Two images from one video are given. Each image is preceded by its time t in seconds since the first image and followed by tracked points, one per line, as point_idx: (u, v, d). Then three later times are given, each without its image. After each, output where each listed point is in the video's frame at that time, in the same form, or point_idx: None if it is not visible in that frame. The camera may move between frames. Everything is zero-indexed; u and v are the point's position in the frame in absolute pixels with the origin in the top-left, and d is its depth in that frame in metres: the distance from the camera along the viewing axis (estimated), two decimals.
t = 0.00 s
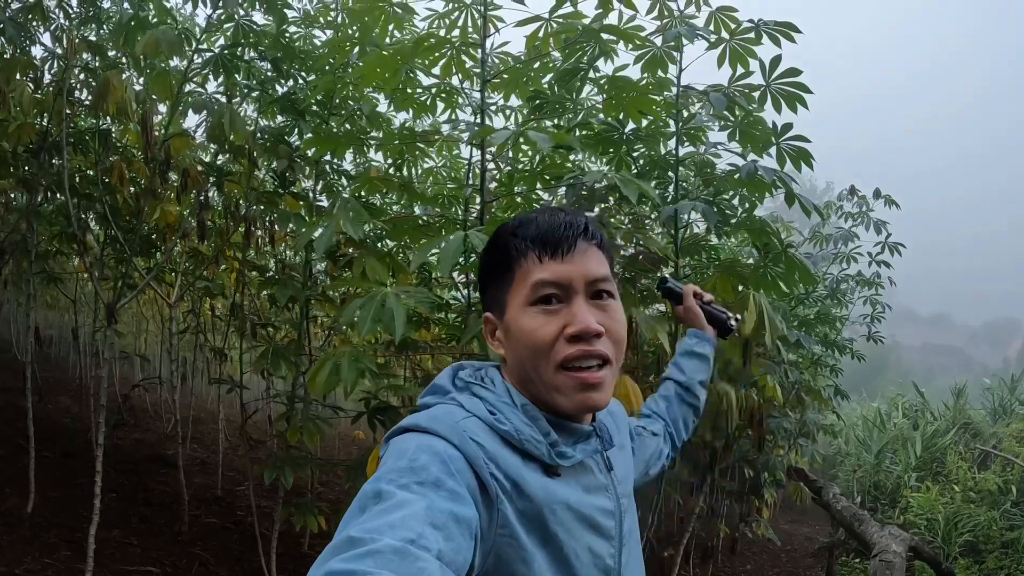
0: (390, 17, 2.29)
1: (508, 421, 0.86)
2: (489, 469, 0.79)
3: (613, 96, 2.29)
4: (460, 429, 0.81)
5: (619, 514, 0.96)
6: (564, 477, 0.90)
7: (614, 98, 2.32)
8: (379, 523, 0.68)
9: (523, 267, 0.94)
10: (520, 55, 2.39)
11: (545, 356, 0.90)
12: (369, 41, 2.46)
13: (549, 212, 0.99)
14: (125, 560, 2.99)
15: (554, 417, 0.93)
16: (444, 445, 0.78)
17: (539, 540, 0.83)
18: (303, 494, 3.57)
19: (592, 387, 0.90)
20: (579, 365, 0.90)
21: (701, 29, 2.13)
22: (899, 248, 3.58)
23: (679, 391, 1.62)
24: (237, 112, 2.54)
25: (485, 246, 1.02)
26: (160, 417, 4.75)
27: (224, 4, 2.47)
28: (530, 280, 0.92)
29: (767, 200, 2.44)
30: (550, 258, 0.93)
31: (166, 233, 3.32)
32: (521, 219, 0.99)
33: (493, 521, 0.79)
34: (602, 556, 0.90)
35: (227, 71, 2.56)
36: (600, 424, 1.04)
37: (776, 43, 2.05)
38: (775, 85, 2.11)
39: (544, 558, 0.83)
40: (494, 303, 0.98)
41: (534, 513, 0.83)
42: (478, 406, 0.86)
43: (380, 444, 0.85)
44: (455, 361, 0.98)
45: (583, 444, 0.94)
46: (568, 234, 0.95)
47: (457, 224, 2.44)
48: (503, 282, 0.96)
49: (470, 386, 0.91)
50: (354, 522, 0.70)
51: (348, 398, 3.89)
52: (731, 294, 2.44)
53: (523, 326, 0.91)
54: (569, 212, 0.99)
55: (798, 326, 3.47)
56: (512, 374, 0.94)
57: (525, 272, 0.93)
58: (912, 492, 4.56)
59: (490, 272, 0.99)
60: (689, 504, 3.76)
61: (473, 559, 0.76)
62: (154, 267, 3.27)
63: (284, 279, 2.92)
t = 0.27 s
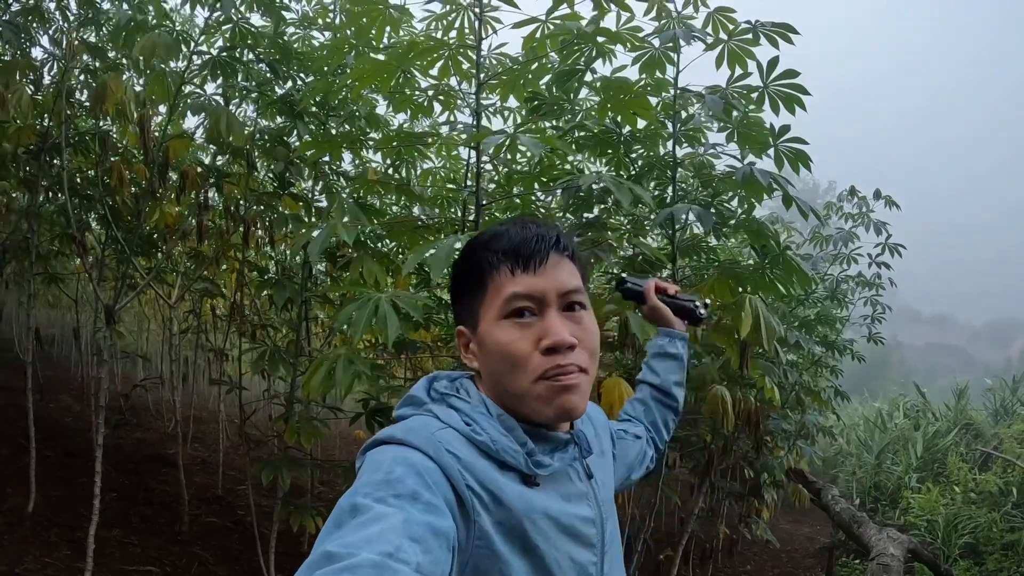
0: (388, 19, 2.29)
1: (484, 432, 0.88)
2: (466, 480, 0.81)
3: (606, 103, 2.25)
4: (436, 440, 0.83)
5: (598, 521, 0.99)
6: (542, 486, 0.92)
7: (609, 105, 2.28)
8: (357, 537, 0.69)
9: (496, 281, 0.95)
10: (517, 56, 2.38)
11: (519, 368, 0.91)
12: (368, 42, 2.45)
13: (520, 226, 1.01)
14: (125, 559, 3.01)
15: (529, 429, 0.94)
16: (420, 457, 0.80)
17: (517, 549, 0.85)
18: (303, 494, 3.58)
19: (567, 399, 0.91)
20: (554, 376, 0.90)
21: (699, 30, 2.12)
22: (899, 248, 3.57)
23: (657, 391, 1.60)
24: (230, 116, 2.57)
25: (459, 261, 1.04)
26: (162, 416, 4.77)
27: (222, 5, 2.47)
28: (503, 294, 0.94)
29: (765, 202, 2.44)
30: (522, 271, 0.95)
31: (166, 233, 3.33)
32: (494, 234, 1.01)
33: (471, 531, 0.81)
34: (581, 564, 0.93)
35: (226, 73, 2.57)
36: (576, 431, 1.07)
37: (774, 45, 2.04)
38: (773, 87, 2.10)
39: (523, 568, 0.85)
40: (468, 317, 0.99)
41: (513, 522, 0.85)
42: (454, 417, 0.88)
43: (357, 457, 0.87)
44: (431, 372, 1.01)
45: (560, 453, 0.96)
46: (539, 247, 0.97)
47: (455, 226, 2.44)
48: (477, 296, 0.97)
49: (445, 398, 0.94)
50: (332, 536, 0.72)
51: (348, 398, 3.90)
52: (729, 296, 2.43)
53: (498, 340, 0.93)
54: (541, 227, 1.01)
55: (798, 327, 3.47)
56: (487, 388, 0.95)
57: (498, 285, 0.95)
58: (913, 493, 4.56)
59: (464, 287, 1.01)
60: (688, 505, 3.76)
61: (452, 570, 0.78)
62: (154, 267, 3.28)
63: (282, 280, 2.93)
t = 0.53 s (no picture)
0: (390, 18, 2.29)
1: (481, 436, 0.89)
2: (462, 484, 0.82)
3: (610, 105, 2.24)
4: (433, 444, 0.83)
5: (594, 526, 0.99)
6: (539, 491, 0.93)
7: (612, 106, 2.27)
8: (353, 540, 0.69)
9: (493, 284, 0.96)
10: (520, 56, 2.38)
11: (515, 373, 0.92)
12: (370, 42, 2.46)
13: (519, 228, 1.02)
14: (128, 557, 3.02)
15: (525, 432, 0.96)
16: (417, 461, 0.81)
17: (514, 554, 0.86)
18: (306, 492, 3.60)
19: (562, 404, 0.92)
20: (549, 381, 0.91)
21: (702, 31, 2.12)
22: (902, 248, 3.57)
23: (655, 393, 1.60)
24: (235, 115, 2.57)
25: (457, 262, 1.05)
26: (165, 414, 4.79)
27: (225, 5, 2.48)
28: (499, 298, 0.94)
29: (767, 202, 2.44)
30: (519, 276, 0.95)
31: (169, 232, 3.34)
32: (492, 235, 1.01)
33: (467, 535, 0.82)
34: (578, 569, 0.93)
35: (229, 72, 2.58)
36: (574, 435, 1.08)
37: (776, 45, 2.04)
38: (776, 87, 2.10)
39: (520, 573, 0.85)
40: (465, 319, 1.00)
41: (509, 527, 0.85)
42: (451, 422, 0.89)
43: (354, 461, 0.88)
44: (429, 376, 1.02)
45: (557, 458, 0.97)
46: (536, 251, 0.97)
47: (458, 225, 2.44)
48: (475, 299, 0.98)
49: (442, 402, 0.94)
50: (328, 540, 0.72)
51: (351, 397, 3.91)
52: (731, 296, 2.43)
53: (494, 344, 0.94)
54: (538, 228, 1.01)
55: (800, 327, 3.47)
56: (484, 391, 0.97)
57: (495, 289, 0.96)
58: (915, 493, 4.56)
59: (462, 288, 1.02)
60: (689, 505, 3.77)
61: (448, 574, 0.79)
62: (157, 266, 3.30)
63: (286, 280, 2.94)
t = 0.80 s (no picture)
0: (395, 18, 2.29)
1: (483, 437, 0.89)
2: (464, 485, 0.82)
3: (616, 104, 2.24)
4: (435, 445, 0.84)
5: (596, 528, 1.00)
6: (540, 492, 0.93)
7: (617, 105, 2.26)
8: (355, 539, 0.70)
9: (513, 283, 0.95)
10: (525, 55, 2.38)
11: (537, 374, 0.91)
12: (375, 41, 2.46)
13: (536, 227, 1.01)
14: (132, 555, 3.03)
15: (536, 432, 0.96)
16: (419, 462, 0.81)
17: (515, 556, 0.86)
18: (310, 490, 3.60)
19: (584, 405, 0.92)
20: (571, 382, 0.91)
21: (707, 30, 2.12)
22: (906, 248, 3.57)
23: (660, 392, 1.58)
24: (240, 113, 2.57)
25: (466, 258, 1.02)
26: (168, 412, 4.80)
27: (230, 4, 2.48)
28: (522, 297, 0.93)
29: (772, 202, 2.43)
30: (541, 275, 0.94)
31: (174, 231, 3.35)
32: (508, 232, 1.00)
33: (469, 536, 0.82)
34: (580, 571, 0.93)
35: (234, 71, 2.59)
36: (576, 436, 1.08)
37: (782, 45, 2.04)
38: (781, 87, 2.10)
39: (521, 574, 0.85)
40: (477, 316, 0.98)
41: (510, 528, 0.85)
42: (453, 423, 0.89)
43: (356, 461, 0.88)
44: (432, 376, 1.02)
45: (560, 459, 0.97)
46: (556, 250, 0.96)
47: (462, 224, 2.44)
48: (491, 296, 0.96)
49: (445, 403, 0.95)
50: (330, 539, 0.73)
51: (354, 395, 3.92)
52: (736, 295, 2.43)
53: (515, 343, 0.92)
54: (555, 226, 1.01)
55: (804, 327, 3.47)
56: (497, 391, 0.95)
57: (516, 287, 0.94)
58: (918, 493, 4.55)
59: (474, 284, 0.99)
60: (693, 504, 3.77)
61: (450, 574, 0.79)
62: (162, 264, 3.30)
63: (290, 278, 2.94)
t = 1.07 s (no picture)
0: (399, 18, 2.29)
1: (486, 439, 0.89)
2: (467, 487, 0.82)
3: (619, 103, 2.23)
4: (437, 448, 0.84)
5: (599, 528, 1.00)
6: (544, 493, 0.93)
7: (622, 104, 2.26)
8: (357, 543, 0.70)
9: (547, 281, 0.95)
10: (529, 55, 2.37)
11: (575, 372, 0.92)
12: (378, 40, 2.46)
13: (553, 225, 1.03)
14: (136, 553, 3.04)
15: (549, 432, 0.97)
16: (421, 464, 0.81)
17: (518, 557, 0.86)
18: (313, 489, 3.61)
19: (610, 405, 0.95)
20: (601, 380, 0.94)
21: (712, 30, 2.11)
22: (911, 248, 3.57)
23: (664, 393, 1.56)
24: (244, 113, 2.57)
25: (484, 252, 0.99)
26: (172, 411, 4.82)
27: (234, 3, 2.48)
28: (559, 296, 0.94)
29: (776, 201, 2.43)
30: (574, 275, 0.96)
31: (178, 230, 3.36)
32: (530, 229, 1.00)
33: (472, 538, 0.82)
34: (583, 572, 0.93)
35: (238, 71, 2.60)
36: (580, 437, 1.07)
37: (786, 44, 2.03)
38: (786, 87, 2.10)
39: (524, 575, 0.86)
40: (502, 314, 0.96)
41: (514, 529, 0.86)
42: (456, 424, 0.89)
43: (358, 463, 0.88)
44: (433, 377, 1.02)
45: (563, 460, 0.97)
46: (584, 251, 1.00)
47: (466, 223, 2.44)
48: (521, 293, 0.95)
49: (447, 405, 0.94)
50: (333, 542, 0.73)
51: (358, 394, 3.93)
52: (740, 295, 2.42)
53: (552, 342, 0.93)
54: (573, 228, 1.04)
55: (809, 327, 3.46)
56: (525, 389, 0.94)
57: (551, 286, 0.95)
58: (921, 494, 4.54)
59: (499, 280, 0.97)
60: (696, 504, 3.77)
61: None
62: (166, 263, 3.31)
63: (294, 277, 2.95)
